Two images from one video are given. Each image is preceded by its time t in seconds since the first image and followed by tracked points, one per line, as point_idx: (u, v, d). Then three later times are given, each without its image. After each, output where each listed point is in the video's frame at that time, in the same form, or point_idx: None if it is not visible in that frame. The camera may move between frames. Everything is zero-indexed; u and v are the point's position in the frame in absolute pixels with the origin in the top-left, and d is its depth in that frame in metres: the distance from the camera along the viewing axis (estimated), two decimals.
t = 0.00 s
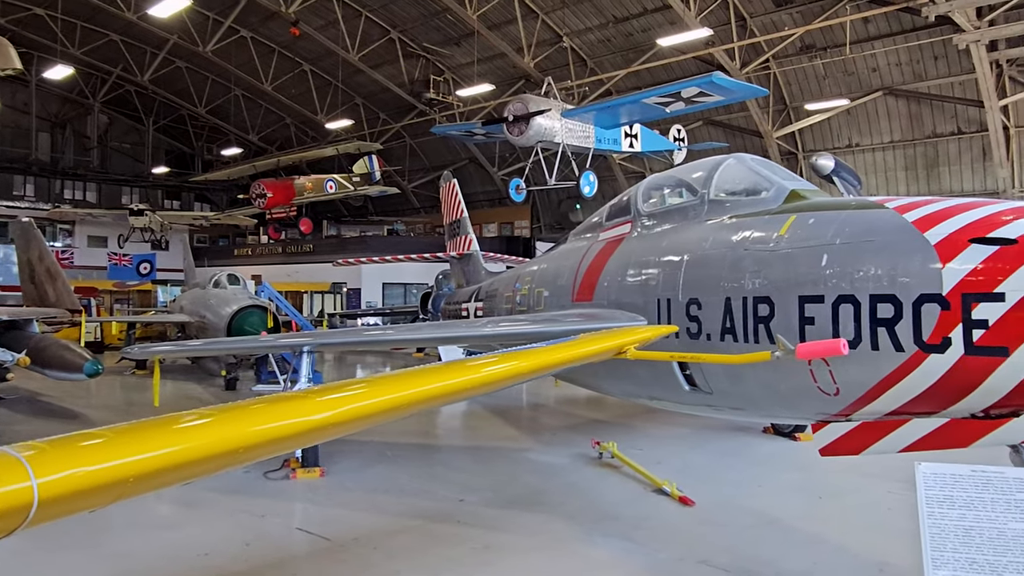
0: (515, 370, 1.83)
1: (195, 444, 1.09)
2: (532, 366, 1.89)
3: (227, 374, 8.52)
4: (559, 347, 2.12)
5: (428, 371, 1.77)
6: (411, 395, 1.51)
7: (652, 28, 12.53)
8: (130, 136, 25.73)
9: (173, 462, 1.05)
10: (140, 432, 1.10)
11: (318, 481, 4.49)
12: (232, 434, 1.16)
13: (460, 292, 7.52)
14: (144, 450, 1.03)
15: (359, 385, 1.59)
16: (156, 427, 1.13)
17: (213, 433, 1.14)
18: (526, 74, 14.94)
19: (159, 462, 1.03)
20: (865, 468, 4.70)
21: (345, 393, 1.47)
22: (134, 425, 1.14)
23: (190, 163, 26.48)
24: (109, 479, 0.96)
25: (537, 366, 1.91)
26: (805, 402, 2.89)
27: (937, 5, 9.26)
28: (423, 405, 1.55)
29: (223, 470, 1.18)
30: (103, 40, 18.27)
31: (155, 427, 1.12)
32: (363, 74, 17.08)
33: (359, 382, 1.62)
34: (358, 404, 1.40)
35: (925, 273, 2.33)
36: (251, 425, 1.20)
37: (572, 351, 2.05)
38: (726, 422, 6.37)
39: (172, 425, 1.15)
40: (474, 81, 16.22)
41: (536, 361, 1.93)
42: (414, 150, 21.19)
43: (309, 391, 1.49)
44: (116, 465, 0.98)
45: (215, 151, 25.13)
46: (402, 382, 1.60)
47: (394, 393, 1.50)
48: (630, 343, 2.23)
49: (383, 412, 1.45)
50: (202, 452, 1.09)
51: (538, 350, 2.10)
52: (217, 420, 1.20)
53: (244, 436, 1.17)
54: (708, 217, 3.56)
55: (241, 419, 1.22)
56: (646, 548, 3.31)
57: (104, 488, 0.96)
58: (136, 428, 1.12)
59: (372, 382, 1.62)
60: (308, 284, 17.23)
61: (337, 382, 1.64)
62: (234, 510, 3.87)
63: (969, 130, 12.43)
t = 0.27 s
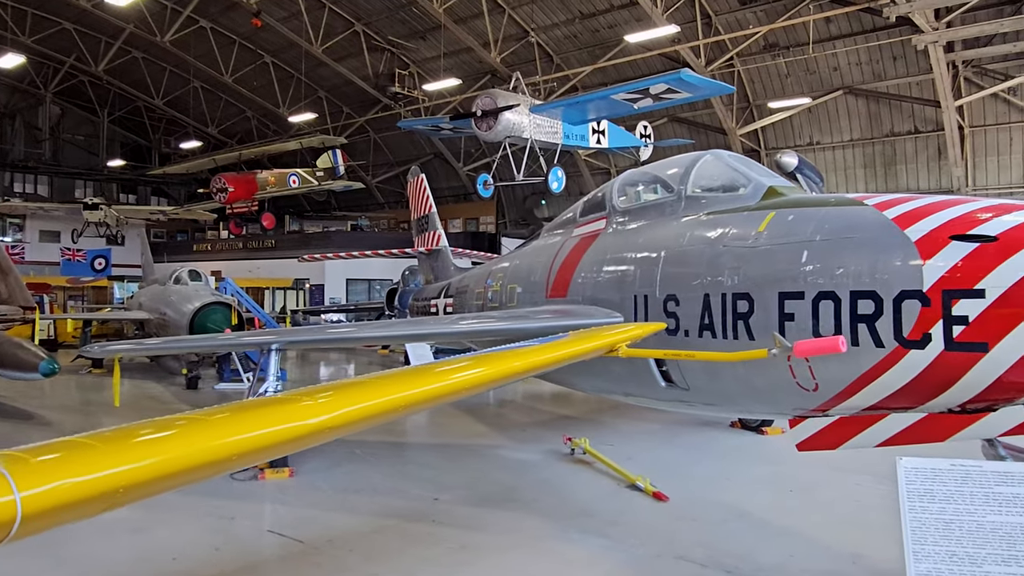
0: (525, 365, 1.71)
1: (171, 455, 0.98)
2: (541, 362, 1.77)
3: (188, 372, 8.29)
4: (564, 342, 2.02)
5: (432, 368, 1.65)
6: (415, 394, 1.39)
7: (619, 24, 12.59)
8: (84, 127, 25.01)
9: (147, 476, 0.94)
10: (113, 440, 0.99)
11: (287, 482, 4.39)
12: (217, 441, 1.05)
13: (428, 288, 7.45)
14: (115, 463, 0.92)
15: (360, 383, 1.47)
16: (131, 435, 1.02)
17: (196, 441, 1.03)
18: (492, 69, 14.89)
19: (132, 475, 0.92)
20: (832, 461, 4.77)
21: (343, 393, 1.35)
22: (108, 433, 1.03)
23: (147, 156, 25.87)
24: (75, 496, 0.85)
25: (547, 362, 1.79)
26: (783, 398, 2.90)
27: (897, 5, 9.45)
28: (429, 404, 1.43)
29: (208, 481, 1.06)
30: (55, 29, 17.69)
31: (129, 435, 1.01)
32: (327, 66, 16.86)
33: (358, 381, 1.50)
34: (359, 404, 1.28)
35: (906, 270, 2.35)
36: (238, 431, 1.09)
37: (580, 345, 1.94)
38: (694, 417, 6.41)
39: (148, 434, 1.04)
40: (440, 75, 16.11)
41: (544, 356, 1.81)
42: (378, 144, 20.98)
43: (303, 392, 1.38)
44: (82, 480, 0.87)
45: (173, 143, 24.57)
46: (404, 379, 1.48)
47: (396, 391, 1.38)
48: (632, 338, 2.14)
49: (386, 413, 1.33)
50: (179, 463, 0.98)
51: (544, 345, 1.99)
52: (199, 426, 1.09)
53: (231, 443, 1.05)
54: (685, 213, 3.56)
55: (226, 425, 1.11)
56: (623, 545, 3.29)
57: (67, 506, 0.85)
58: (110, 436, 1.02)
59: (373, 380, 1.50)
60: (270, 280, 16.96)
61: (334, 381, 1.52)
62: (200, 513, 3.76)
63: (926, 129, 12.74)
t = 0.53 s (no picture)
0: (517, 365, 1.66)
1: (153, 465, 0.92)
2: (534, 361, 1.72)
3: (153, 370, 8.10)
4: (554, 341, 1.97)
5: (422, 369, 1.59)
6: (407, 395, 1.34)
7: (590, 19, 12.59)
8: (40, 119, 24.32)
9: (126, 488, 0.87)
10: (87, 450, 0.92)
11: (260, 482, 4.30)
12: (200, 450, 0.98)
13: (401, 284, 7.36)
14: (90, 474, 0.86)
15: (350, 384, 1.41)
16: (106, 445, 0.95)
17: (176, 449, 0.97)
18: (463, 63, 14.81)
19: (111, 486, 0.85)
20: (806, 455, 4.82)
21: (330, 396, 1.29)
22: (82, 443, 0.97)
23: (107, 149, 25.27)
24: (51, 511, 0.79)
25: (538, 360, 1.74)
26: (764, 394, 2.91)
27: (864, 5, 9.56)
28: (422, 406, 1.37)
29: (195, 489, 1.00)
30: (10, 17, 17.13)
31: (105, 443, 0.94)
32: (294, 59, 16.62)
33: (347, 383, 1.44)
34: (350, 407, 1.22)
35: (891, 266, 2.36)
36: (222, 437, 1.02)
37: (570, 344, 1.90)
38: (668, 412, 6.44)
39: (126, 442, 0.98)
40: (409, 69, 15.95)
41: (537, 355, 1.76)
42: (346, 138, 20.75)
43: (290, 395, 1.32)
44: (55, 493, 0.80)
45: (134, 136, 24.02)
46: (396, 380, 1.42)
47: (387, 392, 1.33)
48: (623, 336, 2.09)
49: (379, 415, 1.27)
50: (161, 472, 0.92)
51: (533, 345, 1.94)
52: (180, 433, 1.03)
53: (214, 451, 0.99)
54: (664, 209, 3.56)
55: (209, 431, 1.04)
56: (605, 542, 3.28)
57: (45, 522, 0.79)
58: (88, 445, 0.95)
59: (363, 381, 1.44)
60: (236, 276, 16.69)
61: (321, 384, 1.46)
62: (171, 515, 3.66)
63: (890, 128, 12.96)
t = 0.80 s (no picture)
0: (508, 364, 1.61)
1: (130, 472, 0.85)
2: (525, 359, 1.67)
3: (120, 370, 7.90)
4: (543, 340, 1.92)
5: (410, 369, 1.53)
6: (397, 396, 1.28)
7: (564, 16, 12.57)
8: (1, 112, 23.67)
9: (102, 497, 0.81)
10: (57, 457, 0.85)
11: (234, 484, 4.19)
12: (181, 455, 0.92)
13: (376, 280, 7.27)
14: (61, 484, 0.79)
15: (335, 386, 1.35)
16: (76, 452, 0.88)
17: (155, 455, 0.90)
18: (436, 58, 14.70)
19: (86, 495, 0.79)
20: (785, 451, 4.84)
21: (316, 398, 1.23)
22: (51, 451, 0.90)
23: (71, 143, 24.69)
24: (23, 523, 0.72)
25: (528, 358, 1.69)
26: (749, 391, 2.89)
27: (837, 5, 9.66)
28: (414, 407, 1.31)
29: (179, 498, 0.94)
30: None
31: (78, 450, 0.88)
32: (264, 52, 16.39)
33: (333, 384, 1.38)
34: (338, 409, 1.16)
35: (879, 261, 2.34)
36: (204, 442, 0.96)
37: (560, 342, 1.85)
38: (646, 410, 6.43)
39: (99, 449, 0.91)
40: (382, 64, 15.80)
41: (526, 354, 1.71)
42: (318, 134, 20.52)
43: (274, 398, 1.26)
44: (23, 505, 0.74)
45: (99, 130, 23.50)
46: (384, 380, 1.36)
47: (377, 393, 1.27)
48: (614, 333, 2.05)
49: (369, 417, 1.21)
50: (139, 481, 0.85)
51: (522, 343, 1.89)
52: (159, 438, 0.96)
53: (198, 457, 0.92)
54: (647, 205, 3.52)
55: (188, 436, 0.98)
56: (590, 542, 3.25)
57: (17, 536, 0.72)
58: (60, 453, 0.89)
59: (349, 382, 1.38)
60: (205, 273, 16.42)
61: (305, 387, 1.40)
62: (141, 520, 3.55)
63: (861, 127, 13.16)
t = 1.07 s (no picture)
0: (498, 366, 1.55)
1: (106, 484, 0.78)
2: (515, 360, 1.61)
3: (89, 371, 7.70)
4: (532, 341, 1.86)
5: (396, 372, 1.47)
6: (387, 400, 1.21)
7: (541, 14, 12.51)
8: None
9: (73, 513, 0.73)
10: (20, 469, 0.77)
11: (209, 489, 4.07)
12: (160, 465, 0.84)
13: (354, 279, 7.15)
14: (30, 498, 0.71)
15: (321, 389, 1.28)
16: (45, 462, 0.80)
17: (131, 466, 0.83)
18: (412, 56, 14.58)
19: (57, 512, 0.71)
20: (768, 450, 4.84)
21: (302, 402, 1.16)
22: (14, 461, 0.82)
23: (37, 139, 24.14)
24: None
25: (518, 360, 1.63)
26: (738, 391, 2.86)
27: (813, 5, 9.70)
28: (404, 411, 1.25)
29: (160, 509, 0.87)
30: None
31: (46, 460, 0.80)
32: (237, 48, 16.16)
33: (317, 388, 1.31)
34: (325, 415, 1.09)
35: (872, 258, 2.32)
36: (184, 451, 0.88)
37: (549, 343, 1.79)
38: (628, 409, 6.40)
39: (67, 459, 0.83)
40: (358, 61, 15.65)
41: (519, 354, 1.65)
42: (292, 131, 20.27)
43: (255, 403, 1.18)
44: None
45: (66, 125, 22.99)
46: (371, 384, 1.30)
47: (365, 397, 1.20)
48: (604, 334, 1.99)
49: (358, 422, 1.15)
50: (115, 494, 0.77)
51: (509, 344, 1.83)
52: (135, 446, 0.89)
53: (183, 465, 0.86)
54: (633, 202, 3.48)
55: (166, 444, 0.90)
56: (576, 544, 3.20)
57: None
58: (25, 462, 0.81)
59: (336, 386, 1.31)
60: (176, 272, 16.14)
61: (287, 391, 1.32)
62: (112, 528, 3.42)
63: (835, 128, 13.29)
